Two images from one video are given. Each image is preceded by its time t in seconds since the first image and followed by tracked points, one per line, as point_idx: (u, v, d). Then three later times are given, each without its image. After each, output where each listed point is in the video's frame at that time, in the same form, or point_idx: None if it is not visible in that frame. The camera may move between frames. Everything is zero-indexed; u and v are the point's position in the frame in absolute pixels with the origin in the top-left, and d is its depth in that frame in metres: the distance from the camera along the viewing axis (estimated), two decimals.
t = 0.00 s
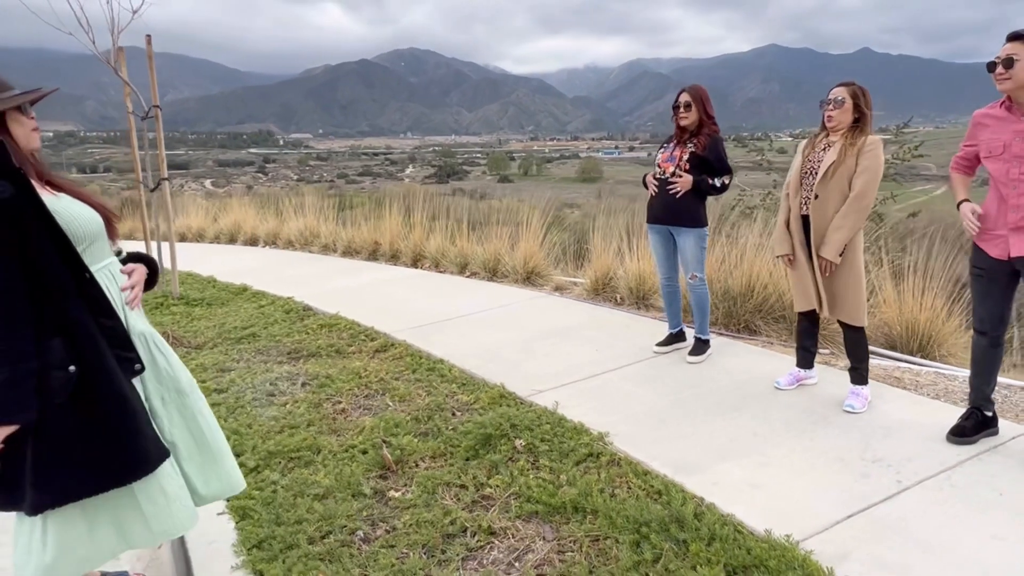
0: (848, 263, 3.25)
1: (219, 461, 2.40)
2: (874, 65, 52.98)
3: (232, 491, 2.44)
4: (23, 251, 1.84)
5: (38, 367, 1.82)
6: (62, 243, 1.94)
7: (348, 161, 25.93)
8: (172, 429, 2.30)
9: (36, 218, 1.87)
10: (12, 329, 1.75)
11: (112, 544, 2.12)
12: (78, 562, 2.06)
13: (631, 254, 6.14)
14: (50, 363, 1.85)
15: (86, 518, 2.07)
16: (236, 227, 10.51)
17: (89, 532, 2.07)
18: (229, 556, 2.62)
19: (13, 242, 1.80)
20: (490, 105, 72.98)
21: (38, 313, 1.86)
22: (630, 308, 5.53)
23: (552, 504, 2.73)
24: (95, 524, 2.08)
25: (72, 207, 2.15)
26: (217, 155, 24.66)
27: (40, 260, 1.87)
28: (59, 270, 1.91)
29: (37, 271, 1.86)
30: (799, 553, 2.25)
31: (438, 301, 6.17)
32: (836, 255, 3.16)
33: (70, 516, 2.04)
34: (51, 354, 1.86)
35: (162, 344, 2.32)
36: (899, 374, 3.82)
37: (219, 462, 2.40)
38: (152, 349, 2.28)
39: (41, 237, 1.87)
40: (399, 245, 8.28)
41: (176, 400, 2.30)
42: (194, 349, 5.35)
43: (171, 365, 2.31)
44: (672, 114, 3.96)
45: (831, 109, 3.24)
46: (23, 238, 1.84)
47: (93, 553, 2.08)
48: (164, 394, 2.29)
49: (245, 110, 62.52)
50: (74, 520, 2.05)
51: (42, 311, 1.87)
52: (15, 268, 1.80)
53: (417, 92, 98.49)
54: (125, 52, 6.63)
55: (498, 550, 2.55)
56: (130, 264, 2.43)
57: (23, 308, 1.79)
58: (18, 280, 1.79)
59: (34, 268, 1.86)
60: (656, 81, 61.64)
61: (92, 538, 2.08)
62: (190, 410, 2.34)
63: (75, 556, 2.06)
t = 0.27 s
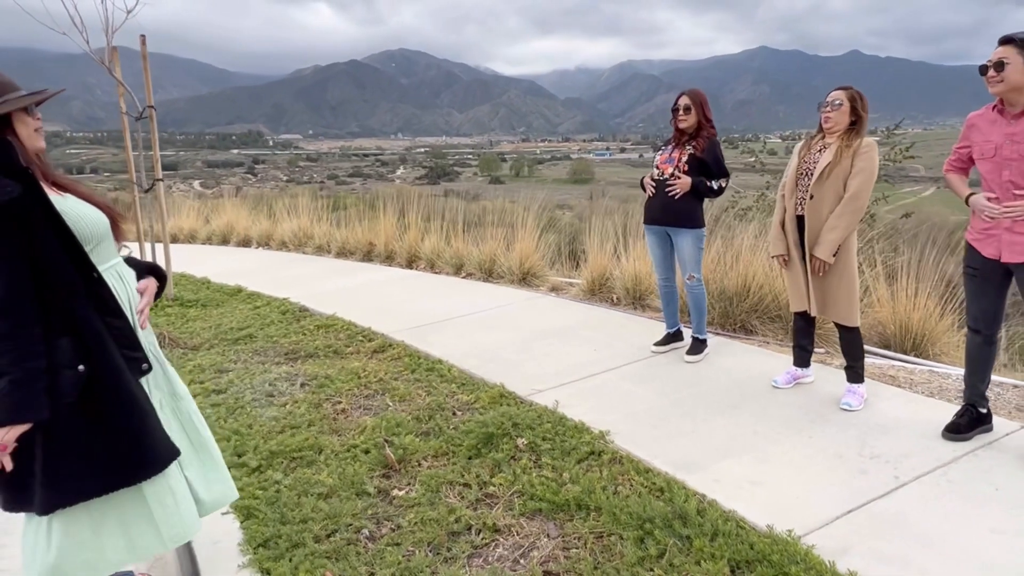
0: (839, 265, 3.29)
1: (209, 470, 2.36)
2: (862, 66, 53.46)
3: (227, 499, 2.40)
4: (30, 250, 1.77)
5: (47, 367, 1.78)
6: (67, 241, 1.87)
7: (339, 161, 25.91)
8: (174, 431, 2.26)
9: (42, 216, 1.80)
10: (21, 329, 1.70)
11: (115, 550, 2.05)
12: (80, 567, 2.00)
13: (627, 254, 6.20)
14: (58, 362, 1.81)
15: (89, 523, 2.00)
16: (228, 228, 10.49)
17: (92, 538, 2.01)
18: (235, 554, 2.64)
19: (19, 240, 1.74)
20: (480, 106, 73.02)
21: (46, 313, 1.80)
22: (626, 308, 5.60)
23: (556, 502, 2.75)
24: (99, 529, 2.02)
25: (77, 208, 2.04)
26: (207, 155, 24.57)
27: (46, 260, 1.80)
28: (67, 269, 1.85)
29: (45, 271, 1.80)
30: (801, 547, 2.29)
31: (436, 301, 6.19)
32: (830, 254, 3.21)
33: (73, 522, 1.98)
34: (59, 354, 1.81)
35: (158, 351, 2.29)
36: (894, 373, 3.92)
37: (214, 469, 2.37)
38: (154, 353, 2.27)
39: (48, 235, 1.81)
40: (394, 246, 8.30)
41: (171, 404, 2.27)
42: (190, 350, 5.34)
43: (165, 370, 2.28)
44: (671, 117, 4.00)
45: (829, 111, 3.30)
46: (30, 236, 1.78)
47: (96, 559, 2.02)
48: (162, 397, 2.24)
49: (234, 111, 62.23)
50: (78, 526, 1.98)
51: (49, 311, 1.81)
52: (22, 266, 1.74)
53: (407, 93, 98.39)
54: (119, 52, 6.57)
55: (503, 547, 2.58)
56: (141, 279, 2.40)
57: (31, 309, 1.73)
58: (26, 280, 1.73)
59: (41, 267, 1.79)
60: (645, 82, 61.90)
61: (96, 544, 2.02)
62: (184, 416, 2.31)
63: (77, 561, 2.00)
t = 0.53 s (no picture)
0: (834, 265, 3.34)
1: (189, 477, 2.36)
2: (854, 67, 53.75)
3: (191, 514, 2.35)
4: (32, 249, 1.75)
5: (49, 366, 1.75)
6: (68, 240, 1.85)
7: (332, 161, 25.88)
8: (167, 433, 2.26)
9: (42, 215, 1.79)
10: (23, 328, 1.68)
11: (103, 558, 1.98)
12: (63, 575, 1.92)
13: (623, 253, 6.24)
14: (60, 362, 1.78)
15: (77, 531, 1.93)
16: (223, 227, 10.47)
17: (79, 546, 1.93)
18: (236, 552, 2.65)
19: (21, 238, 1.72)
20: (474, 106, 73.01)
21: (48, 313, 1.78)
22: (623, 307, 5.65)
23: (556, 499, 2.77)
24: (88, 537, 1.94)
25: (79, 208, 2.01)
26: (200, 155, 24.50)
27: (47, 260, 1.78)
28: (69, 268, 1.82)
29: (47, 270, 1.78)
30: (799, 543, 2.32)
31: (433, 301, 6.20)
32: (823, 254, 3.25)
33: (61, 528, 1.90)
34: (60, 354, 1.78)
35: (156, 351, 2.30)
36: (888, 371, 3.99)
37: (187, 480, 2.35)
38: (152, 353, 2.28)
39: (50, 234, 1.79)
40: (390, 246, 8.31)
41: (161, 408, 2.25)
42: (186, 350, 5.33)
43: (161, 372, 2.29)
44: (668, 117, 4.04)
45: (824, 112, 3.33)
46: (32, 235, 1.76)
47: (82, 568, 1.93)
48: (155, 401, 2.22)
49: (226, 110, 62.01)
50: (66, 533, 1.91)
51: (51, 310, 1.78)
52: (25, 265, 1.72)
53: (401, 92, 98.28)
54: (114, 51, 6.54)
55: (504, 544, 2.59)
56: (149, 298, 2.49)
57: (33, 308, 1.71)
58: (28, 278, 1.71)
59: (43, 266, 1.77)
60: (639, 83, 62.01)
61: (82, 552, 1.93)
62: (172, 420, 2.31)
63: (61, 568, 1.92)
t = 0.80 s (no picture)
0: (831, 264, 3.36)
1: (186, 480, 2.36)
2: (851, 66, 53.86)
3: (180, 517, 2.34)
4: (35, 251, 1.76)
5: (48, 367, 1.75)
6: (70, 240, 1.85)
7: (330, 160, 25.83)
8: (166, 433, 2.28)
9: (44, 216, 1.80)
10: (22, 328, 1.68)
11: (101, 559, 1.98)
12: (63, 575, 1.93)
13: (621, 252, 6.26)
14: (60, 362, 1.78)
15: (77, 531, 1.94)
16: (221, 226, 10.47)
17: (79, 546, 1.94)
18: (237, 549, 2.66)
19: (22, 238, 1.73)
20: (471, 104, 72.99)
21: (48, 313, 1.78)
22: (620, 306, 5.67)
23: (555, 496, 2.78)
24: (87, 536, 1.95)
25: (80, 208, 2.02)
26: (197, 153, 24.42)
27: (48, 261, 1.78)
28: (70, 269, 1.82)
29: (48, 270, 1.78)
30: (796, 538, 2.34)
31: (431, 300, 6.21)
32: (820, 254, 3.27)
33: (61, 529, 1.91)
34: (61, 355, 1.79)
35: (158, 351, 2.31)
36: (885, 368, 4.02)
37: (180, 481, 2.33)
38: (155, 352, 2.27)
39: (52, 236, 1.80)
40: (388, 244, 8.32)
41: (162, 410, 2.27)
42: (185, 348, 5.34)
43: (163, 370, 2.30)
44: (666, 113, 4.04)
45: (818, 110, 3.34)
46: (34, 236, 1.76)
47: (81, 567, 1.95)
48: (157, 401, 2.24)
49: (223, 109, 61.88)
50: (66, 533, 1.92)
51: (51, 311, 1.79)
52: (27, 265, 1.72)
53: (398, 91, 98.15)
54: (112, 49, 6.53)
55: (504, 541, 2.60)
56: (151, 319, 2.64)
57: (33, 309, 1.71)
58: (28, 280, 1.72)
59: (44, 267, 1.77)
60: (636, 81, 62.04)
61: (83, 552, 1.95)
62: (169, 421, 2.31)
63: (61, 568, 1.93)
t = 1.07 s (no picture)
0: (845, 261, 3.37)
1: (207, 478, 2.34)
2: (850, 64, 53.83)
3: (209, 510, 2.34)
4: (41, 251, 1.76)
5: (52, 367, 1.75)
6: (77, 241, 1.85)
7: (329, 158, 25.82)
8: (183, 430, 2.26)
9: (52, 216, 1.80)
10: (26, 328, 1.69)
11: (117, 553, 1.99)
12: (78, 570, 1.95)
13: (622, 250, 6.26)
14: (65, 362, 1.78)
15: (93, 526, 1.95)
16: (221, 225, 10.47)
17: (95, 541, 1.96)
18: (240, 547, 2.67)
19: (28, 238, 1.73)
20: (470, 103, 72.95)
21: (54, 313, 1.78)
22: (621, 304, 5.68)
23: (557, 494, 2.79)
24: (103, 531, 1.97)
25: (86, 209, 2.02)
26: (196, 152, 24.41)
27: (55, 261, 1.78)
28: (76, 270, 1.82)
29: (54, 271, 1.78)
30: (797, 536, 2.35)
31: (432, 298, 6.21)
32: (832, 254, 3.29)
33: (74, 525, 1.93)
34: (65, 355, 1.79)
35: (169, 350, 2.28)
36: (885, 366, 4.03)
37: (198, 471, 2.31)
38: (164, 351, 2.25)
39: (59, 236, 1.80)
40: (389, 243, 8.33)
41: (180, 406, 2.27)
42: (186, 347, 5.34)
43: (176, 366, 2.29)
44: (663, 112, 3.93)
45: (794, 109, 3.38)
46: (40, 236, 1.77)
47: (98, 562, 1.96)
48: (176, 398, 2.24)
49: (223, 107, 61.85)
50: (81, 529, 1.94)
51: (56, 311, 1.79)
52: (32, 266, 1.72)
53: (398, 89, 98.08)
54: (112, 48, 6.52)
55: (506, 538, 2.61)
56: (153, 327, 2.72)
57: (37, 308, 1.71)
58: (33, 280, 1.72)
59: (50, 267, 1.77)
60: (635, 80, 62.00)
61: (100, 547, 1.97)
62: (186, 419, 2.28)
63: (76, 563, 1.95)
